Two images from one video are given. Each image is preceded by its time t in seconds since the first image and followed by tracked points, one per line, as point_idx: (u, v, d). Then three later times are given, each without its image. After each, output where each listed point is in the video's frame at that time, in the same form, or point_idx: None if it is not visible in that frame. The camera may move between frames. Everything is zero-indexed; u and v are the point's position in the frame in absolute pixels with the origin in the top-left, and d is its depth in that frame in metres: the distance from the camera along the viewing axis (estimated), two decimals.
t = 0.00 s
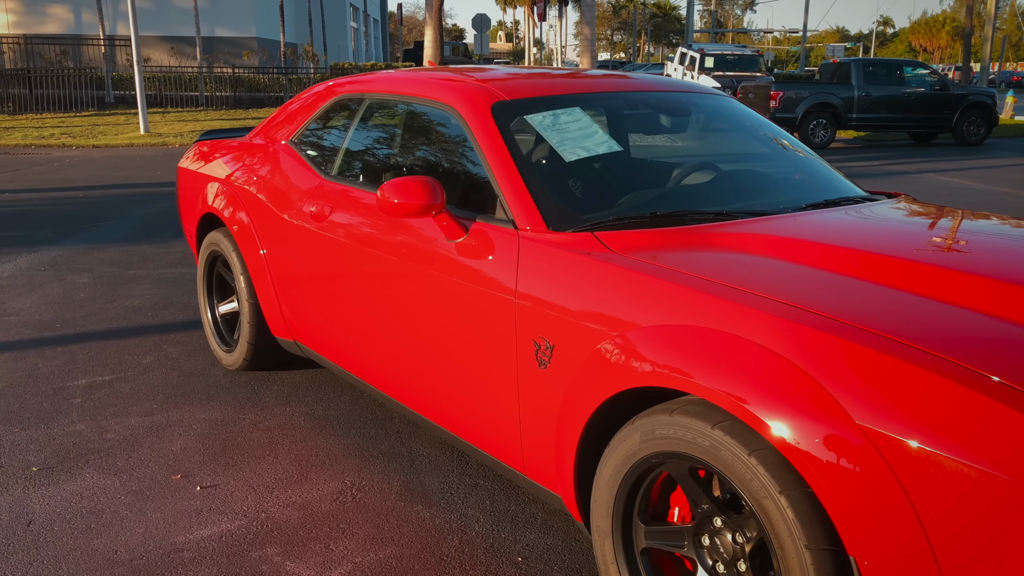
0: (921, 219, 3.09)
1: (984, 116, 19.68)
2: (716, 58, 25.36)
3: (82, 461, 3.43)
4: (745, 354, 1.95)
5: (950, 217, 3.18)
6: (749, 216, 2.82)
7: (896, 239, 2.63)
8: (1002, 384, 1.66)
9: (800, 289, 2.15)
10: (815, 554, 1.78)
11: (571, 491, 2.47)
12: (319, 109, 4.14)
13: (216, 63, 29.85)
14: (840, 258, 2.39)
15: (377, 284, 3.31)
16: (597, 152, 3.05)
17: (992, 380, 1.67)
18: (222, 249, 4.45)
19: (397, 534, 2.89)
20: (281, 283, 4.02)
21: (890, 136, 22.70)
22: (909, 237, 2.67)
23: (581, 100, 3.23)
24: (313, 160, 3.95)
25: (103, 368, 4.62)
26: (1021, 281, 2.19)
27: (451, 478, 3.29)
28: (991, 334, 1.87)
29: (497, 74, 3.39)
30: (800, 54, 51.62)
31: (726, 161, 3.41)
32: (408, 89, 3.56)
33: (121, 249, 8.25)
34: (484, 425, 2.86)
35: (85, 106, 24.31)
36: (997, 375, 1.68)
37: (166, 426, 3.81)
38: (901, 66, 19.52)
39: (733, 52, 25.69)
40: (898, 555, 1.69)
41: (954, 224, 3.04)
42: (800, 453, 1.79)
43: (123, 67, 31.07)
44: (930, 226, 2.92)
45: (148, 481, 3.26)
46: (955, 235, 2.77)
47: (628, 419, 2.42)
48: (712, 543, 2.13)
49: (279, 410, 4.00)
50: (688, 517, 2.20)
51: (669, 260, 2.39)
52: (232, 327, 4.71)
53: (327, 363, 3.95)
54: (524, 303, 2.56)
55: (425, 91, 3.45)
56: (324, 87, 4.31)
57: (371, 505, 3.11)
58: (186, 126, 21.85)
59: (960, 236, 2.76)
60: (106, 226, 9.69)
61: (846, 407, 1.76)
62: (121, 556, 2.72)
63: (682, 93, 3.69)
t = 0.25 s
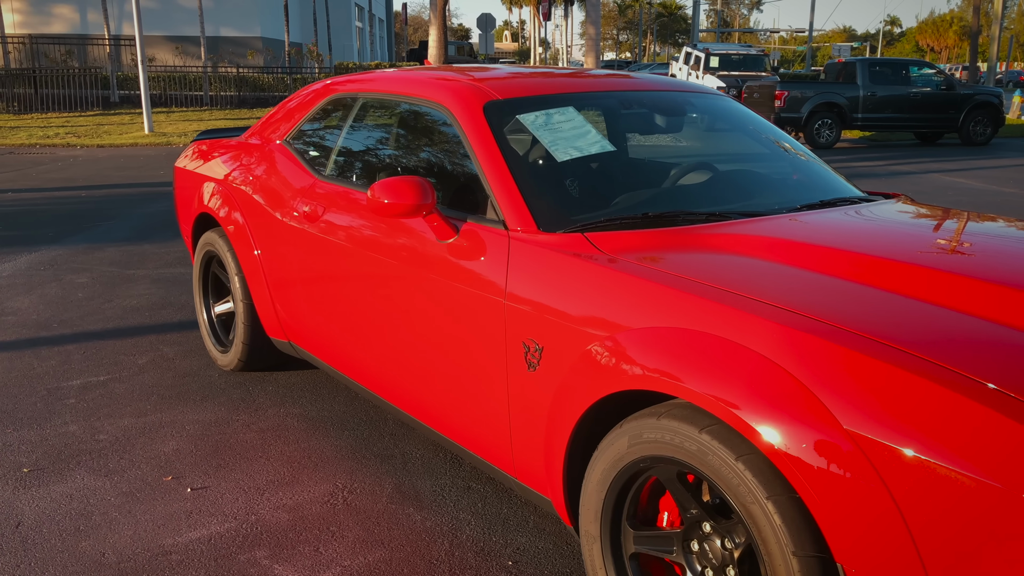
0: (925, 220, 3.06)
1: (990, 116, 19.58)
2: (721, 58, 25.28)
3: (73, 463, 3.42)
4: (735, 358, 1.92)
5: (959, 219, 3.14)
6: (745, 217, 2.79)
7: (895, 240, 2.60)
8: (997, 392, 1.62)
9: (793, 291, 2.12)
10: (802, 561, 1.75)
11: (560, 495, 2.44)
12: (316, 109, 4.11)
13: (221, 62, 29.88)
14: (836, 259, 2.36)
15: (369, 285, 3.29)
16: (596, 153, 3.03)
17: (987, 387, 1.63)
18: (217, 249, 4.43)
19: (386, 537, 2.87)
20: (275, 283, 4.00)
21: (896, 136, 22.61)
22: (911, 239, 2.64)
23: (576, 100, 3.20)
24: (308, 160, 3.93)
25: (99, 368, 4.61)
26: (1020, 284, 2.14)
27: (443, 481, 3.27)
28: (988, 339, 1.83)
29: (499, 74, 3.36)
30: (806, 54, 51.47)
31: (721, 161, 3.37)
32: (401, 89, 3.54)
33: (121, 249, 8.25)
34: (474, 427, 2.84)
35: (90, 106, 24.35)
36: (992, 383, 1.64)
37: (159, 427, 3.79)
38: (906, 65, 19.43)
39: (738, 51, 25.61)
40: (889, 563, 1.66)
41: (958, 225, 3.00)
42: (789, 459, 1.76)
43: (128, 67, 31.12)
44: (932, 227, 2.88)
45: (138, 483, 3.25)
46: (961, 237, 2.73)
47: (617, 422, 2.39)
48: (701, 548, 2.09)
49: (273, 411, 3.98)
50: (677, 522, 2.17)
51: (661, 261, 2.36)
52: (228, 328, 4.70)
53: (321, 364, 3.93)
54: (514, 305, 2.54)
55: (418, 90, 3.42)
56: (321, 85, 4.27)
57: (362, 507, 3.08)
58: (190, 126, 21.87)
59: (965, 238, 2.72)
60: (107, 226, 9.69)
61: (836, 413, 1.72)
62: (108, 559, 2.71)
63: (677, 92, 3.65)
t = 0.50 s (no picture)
0: (929, 222, 3.02)
1: (998, 116, 19.47)
2: (727, 57, 25.18)
3: (64, 464, 3.40)
4: (725, 363, 1.88)
5: (966, 222, 3.09)
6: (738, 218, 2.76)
7: (893, 243, 2.56)
8: (992, 402, 1.58)
9: (786, 295, 2.08)
10: (787, 570, 1.72)
11: (548, 499, 2.41)
12: (313, 108, 4.08)
13: (227, 62, 29.94)
14: (831, 262, 2.32)
15: (361, 287, 3.26)
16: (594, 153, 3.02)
17: (982, 397, 1.60)
18: (212, 250, 4.42)
19: (375, 541, 2.85)
20: (268, 284, 3.99)
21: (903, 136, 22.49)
22: (910, 242, 2.60)
23: (569, 100, 3.17)
24: (304, 159, 3.90)
25: (94, 368, 4.60)
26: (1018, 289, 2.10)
27: (434, 484, 3.24)
28: (984, 346, 1.79)
29: (501, 74, 3.35)
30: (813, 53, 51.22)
31: (715, 162, 3.34)
32: (394, 88, 3.51)
33: (122, 249, 8.25)
34: (464, 430, 2.81)
35: (96, 106, 24.41)
36: (987, 392, 1.60)
37: (152, 428, 3.78)
38: (913, 65, 19.33)
39: (745, 51, 25.50)
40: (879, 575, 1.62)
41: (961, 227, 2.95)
42: (777, 466, 1.73)
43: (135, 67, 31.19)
44: (938, 230, 2.84)
45: (129, 484, 3.23)
46: (963, 240, 2.70)
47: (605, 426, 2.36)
48: (688, 555, 2.06)
49: (267, 412, 3.96)
50: (664, 528, 2.14)
51: (652, 264, 2.32)
52: (223, 328, 4.68)
53: (314, 365, 3.91)
54: (502, 306, 2.51)
55: (410, 89, 3.40)
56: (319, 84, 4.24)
57: (352, 511, 3.06)
58: (195, 126, 21.90)
59: (969, 241, 2.68)
60: (109, 226, 9.70)
61: (826, 421, 1.69)
62: (95, 562, 2.69)
63: (671, 92, 3.61)
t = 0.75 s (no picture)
0: (937, 226, 2.99)
1: (1006, 116, 19.37)
2: (733, 57, 25.11)
3: (58, 464, 3.40)
4: (715, 368, 1.86)
5: (973, 225, 3.07)
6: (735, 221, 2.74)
7: (891, 246, 2.53)
8: (985, 412, 1.56)
9: (779, 299, 2.06)
10: None
11: (537, 503, 2.39)
12: (311, 107, 4.06)
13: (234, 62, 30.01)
14: (826, 265, 2.29)
15: (354, 288, 3.26)
16: (591, 153, 3.02)
17: (975, 406, 1.57)
18: (208, 250, 4.42)
19: (366, 544, 2.83)
20: (263, 285, 3.98)
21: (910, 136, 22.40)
22: (918, 245, 2.58)
23: (564, 100, 3.15)
24: (302, 160, 3.89)
25: (91, 369, 4.61)
26: (1015, 294, 2.08)
27: (427, 486, 3.23)
28: (977, 353, 1.76)
29: (504, 74, 3.35)
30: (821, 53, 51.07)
31: (710, 163, 3.32)
32: (389, 89, 3.51)
33: (124, 249, 8.27)
34: (455, 433, 2.80)
35: (103, 106, 24.49)
36: (981, 401, 1.58)
37: (147, 429, 3.78)
38: (920, 65, 19.24)
39: (752, 51, 25.42)
40: None
41: (969, 231, 2.92)
42: (765, 472, 1.71)
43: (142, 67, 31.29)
44: (943, 233, 2.82)
45: (121, 486, 3.23)
46: (969, 244, 2.67)
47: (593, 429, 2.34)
48: (676, 560, 2.03)
49: (262, 413, 3.96)
50: (653, 532, 2.12)
51: (644, 266, 2.30)
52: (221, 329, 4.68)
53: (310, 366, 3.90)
54: (491, 308, 2.49)
55: (404, 90, 3.39)
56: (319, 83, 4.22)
57: (344, 512, 3.05)
58: (201, 126, 21.95)
59: (974, 244, 2.66)
60: (113, 226, 9.72)
61: (815, 427, 1.67)
62: (84, 564, 2.68)
63: (665, 92, 3.59)
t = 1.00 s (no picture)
0: (946, 229, 2.95)
1: (1016, 117, 19.24)
2: (741, 57, 25.01)
3: (51, 465, 3.40)
4: (704, 373, 1.83)
5: (980, 228, 3.03)
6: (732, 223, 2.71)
7: (890, 249, 2.49)
8: (978, 421, 1.53)
9: (770, 303, 2.02)
10: None
11: (525, 507, 2.37)
12: (308, 107, 4.06)
13: (243, 62, 30.11)
14: (820, 268, 2.26)
15: (347, 289, 3.24)
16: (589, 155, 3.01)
17: (968, 416, 1.54)
18: (206, 251, 4.41)
19: (356, 546, 2.82)
20: (260, 286, 3.97)
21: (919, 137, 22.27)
22: (924, 249, 2.54)
23: (560, 101, 3.13)
24: (302, 159, 3.85)
25: (89, 369, 4.61)
26: (1012, 300, 2.04)
27: (420, 488, 3.21)
28: (971, 360, 1.73)
29: (509, 74, 3.34)
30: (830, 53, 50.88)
31: (708, 164, 3.29)
32: (384, 88, 3.50)
33: (128, 248, 8.29)
34: (445, 436, 2.77)
35: (112, 106, 24.58)
36: (974, 411, 1.55)
37: (142, 429, 3.77)
38: (929, 65, 19.12)
39: (760, 50, 25.32)
40: None
41: (977, 234, 2.88)
42: (752, 478, 1.68)
43: (151, 67, 31.40)
44: (952, 237, 2.78)
45: (114, 486, 3.22)
46: (976, 247, 2.63)
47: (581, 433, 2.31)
48: (663, 566, 2.00)
49: (258, 414, 3.94)
50: (640, 538, 2.09)
51: (635, 268, 2.28)
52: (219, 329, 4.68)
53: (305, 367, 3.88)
54: (480, 310, 2.47)
55: (398, 89, 3.38)
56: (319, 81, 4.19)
57: (335, 515, 3.03)
58: (209, 126, 22.01)
59: (981, 248, 2.62)
60: (118, 225, 9.75)
61: (804, 433, 1.63)
62: (73, 565, 2.68)
63: (661, 92, 3.56)
